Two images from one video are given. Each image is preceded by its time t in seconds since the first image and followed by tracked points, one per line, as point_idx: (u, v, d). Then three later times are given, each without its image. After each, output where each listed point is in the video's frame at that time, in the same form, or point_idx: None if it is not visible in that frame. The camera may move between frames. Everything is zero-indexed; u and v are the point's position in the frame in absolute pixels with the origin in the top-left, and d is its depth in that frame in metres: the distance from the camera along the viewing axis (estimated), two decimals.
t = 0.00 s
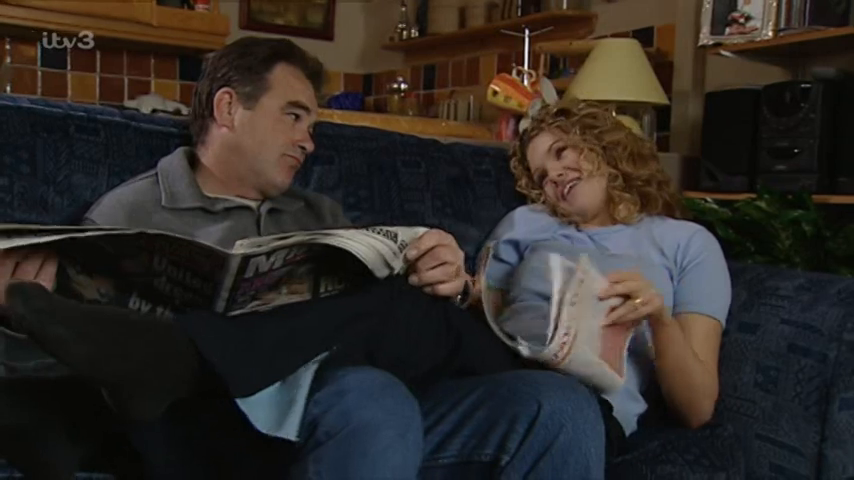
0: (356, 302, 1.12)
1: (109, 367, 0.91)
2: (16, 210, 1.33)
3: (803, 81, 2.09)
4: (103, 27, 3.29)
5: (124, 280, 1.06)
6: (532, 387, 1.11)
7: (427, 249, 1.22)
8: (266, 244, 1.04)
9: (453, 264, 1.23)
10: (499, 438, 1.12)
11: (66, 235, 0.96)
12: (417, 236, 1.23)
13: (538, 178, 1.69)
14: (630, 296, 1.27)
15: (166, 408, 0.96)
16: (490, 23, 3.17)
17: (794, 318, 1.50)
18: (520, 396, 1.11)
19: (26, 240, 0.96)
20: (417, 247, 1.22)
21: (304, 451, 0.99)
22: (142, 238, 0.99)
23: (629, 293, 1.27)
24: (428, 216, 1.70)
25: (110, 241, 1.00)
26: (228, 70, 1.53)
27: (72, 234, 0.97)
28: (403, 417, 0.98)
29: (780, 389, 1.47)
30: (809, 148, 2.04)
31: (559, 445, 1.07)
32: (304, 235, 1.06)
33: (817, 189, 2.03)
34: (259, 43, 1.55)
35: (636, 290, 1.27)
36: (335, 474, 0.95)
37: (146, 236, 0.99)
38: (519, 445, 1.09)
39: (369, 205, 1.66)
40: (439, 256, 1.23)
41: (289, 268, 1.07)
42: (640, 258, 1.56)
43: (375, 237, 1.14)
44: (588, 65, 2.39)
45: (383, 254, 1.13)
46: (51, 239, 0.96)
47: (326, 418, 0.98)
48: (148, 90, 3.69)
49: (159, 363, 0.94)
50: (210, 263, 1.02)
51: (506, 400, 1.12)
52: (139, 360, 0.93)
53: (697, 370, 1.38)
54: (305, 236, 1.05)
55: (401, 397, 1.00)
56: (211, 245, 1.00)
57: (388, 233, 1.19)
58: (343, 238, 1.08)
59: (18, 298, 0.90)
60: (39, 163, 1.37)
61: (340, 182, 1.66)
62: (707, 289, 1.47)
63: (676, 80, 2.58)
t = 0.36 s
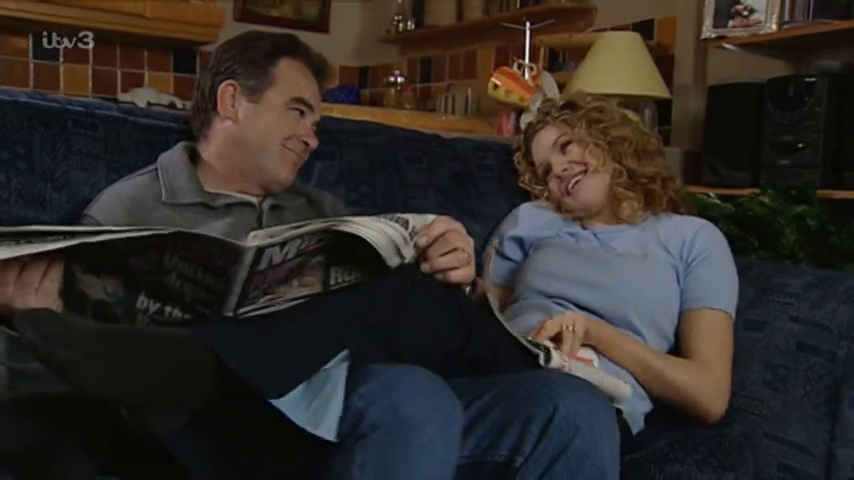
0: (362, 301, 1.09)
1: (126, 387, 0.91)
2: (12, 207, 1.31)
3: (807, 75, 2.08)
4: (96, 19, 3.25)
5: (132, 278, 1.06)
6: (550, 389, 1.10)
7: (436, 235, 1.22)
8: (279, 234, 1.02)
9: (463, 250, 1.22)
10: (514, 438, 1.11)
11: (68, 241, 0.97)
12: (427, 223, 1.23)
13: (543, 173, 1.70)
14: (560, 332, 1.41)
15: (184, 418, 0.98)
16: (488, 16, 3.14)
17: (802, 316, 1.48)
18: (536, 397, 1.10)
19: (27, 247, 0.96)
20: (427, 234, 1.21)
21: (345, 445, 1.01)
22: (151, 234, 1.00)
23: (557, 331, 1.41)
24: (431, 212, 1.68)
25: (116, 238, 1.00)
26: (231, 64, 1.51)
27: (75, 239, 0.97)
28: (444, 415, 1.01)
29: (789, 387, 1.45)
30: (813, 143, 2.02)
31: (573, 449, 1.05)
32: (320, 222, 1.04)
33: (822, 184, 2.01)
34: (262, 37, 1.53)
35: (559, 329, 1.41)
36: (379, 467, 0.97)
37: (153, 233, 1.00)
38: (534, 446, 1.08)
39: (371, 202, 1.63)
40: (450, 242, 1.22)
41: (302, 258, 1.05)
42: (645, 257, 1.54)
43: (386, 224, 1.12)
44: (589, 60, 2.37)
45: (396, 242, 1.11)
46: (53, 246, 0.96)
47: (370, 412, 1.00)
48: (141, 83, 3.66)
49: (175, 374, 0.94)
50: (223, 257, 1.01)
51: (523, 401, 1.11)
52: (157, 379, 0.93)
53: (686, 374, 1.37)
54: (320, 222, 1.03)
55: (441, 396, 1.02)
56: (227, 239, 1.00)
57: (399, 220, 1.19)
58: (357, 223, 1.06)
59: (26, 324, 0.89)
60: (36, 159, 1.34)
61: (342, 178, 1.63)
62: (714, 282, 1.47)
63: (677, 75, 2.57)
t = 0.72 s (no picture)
0: (370, 304, 1.07)
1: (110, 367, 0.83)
2: (10, 208, 1.28)
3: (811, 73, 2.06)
4: (89, 15, 3.21)
5: (119, 285, 1.02)
6: (541, 397, 1.07)
7: (434, 271, 1.17)
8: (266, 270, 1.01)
9: (458, 289, 1.17)
10: (503, 451, 1.09)
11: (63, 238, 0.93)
12: (427, 257, 1.18)
13: (552, 169, 1.69)
14: (575, 352, 1.35)
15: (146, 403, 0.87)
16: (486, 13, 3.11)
17: (811, 318, 1.46)
18: (527, 407, 1.07)
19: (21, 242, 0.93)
20: (426, 268, 1.17)
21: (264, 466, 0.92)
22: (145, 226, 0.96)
23: (573, 349, 1.35)
24: (435, 212, 1.66)
25: (109, 231, 0.95)
26: (229, 62, 1.48)
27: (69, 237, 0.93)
28: (368, 428, 0.90)
29: (799, 390, 1.42)
30: (817, 141, 2.00)
31: (566, 459, 1.02)
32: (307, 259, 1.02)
33: (826, 183, 2.00)
34: (261, 34, 1.49)
35: (574, 346, 1.36)
36: None
37: (149, 228, 0.96)
38: (525, 460, 1.06)
39: (374, 202, 1.61)
40: (447, 279, 1.17)
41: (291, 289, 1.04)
42: (655, 263, 1.55)
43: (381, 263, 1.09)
44: (590, 58, 2.35)
45: (386, 278, 1.07)
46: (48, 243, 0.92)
47: (283, 436, 0.90)
48: (135, 79, 3.62)
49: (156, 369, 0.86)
50: (210, 282, 0.99)
51: (513, 410, 1.08)
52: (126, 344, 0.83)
53: (700, 387, 1.38)
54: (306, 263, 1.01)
55: (361, 408, 0.91)
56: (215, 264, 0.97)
57: (396, 257, 1.15)
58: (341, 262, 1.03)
59: None
60: (35, 159, 1.32)
61: (344, 177, 1.61)
62: (727, 290, 1.48)
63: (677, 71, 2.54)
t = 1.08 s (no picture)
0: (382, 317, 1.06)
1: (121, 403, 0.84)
2: (11, 212, 1.26)
3: (817, 74, 2.05)
4: (84, 14, 3.18)
5: (144, 291, 0.98)
6: (592, 401, 1.11)
7: (461, 248, 1.20)
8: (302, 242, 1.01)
9: (488, 265, 1.21)
10: (551, 452, 1.12)
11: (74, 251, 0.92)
12: (455, 233, 1.21)
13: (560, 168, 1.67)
14: (588, 357, 1.34)
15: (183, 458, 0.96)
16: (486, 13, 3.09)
17: (824, 323, 1.45)
18: (578, 409, 1.11)
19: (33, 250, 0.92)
20: (452, 246, 1.20)
21: None
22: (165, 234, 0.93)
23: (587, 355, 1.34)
24: (440, 216, 1.64)
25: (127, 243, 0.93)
26: (233, 62, 1.46)
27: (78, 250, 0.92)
28: (456, 451, 1.00)
29: (812, 397, 1.40)
30: (824, 144, 1.98)
31: (614, 460, 1.06)
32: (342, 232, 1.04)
33: (834, 185, 1.98)
34: (265, 36, 1.47)
35: (588, 351, 1.33)
36: None
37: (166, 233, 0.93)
38: (574, 460, 1.09)
39: (378, 205, 1.59)
40: (475, 256, 1.21)
41: (323, 269, 1.04)
42: (665, 266, 1.53)
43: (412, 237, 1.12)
44: (593, 58, 2.33)
45: (419, 253, 1.10)
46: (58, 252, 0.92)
47: (381, 458, 1.00)
48: (130, 79, 3.58)
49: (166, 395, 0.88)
50: (242, 266, 0.98)
51: (562, 413, 1.12)
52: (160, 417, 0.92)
53: (712, 393, 1.37)
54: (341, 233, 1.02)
55: (450, 429, 1.02)
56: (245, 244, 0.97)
57: (427, 231, 1.17)
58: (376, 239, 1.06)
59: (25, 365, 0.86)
60: (36, 162, 1.29)
61: (348, 180, 1.58)
62: (738, 295, 1.47)
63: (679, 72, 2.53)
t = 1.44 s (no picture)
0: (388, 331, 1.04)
1: (138, 412, 0.82)
2: (12, 218, 1.24)
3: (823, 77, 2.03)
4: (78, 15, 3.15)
5: (139, 303, 0.96)
6: (589, 419, 1.07)
7: (467, 280, 1.16)
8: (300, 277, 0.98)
9: (491, 297, 1.16)
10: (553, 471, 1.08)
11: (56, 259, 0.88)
12: (460, 265, 1.17)
13: (567, 173, 1.64)
14: (601, 368, 1.34)
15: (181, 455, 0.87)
16: (485, 14, 3.07)
17: (836, 330, 1.42)
18: (577, 428, 1.06)
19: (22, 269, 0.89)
20: (458, 277, 1.16)
21: None
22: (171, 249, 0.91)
23: (598, 366, 1.34)
24: (446, 221, 1.62)
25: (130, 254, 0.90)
26: (215, 64, 1.42)
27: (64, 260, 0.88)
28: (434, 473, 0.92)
29: (824, 406, 1.36)
30: (830, 147, 1.97)
31: None
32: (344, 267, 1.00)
33: (840, 189, 1.96)
34: (243, 32, 1.42)
35: (600, 363, 1.34)
36: None
37: (171, 255, 0.91)
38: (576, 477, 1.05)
39: (383, 210, 1.57)
40: (480, 287, 1.16)
41: (322, 298, 1.01)
42: (674, 272, 1.51)
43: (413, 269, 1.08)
44: (594, 61, 2.31)
45: (420, 288, 1.07)
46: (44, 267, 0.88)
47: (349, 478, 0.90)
48: (125, 80, 3.55)
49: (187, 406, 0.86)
50: (240, 297, 0.95)
51: (560, 432, 1.08)
52: (163, 402, 0.84)
53: (723, 402, 1.35)
54: (341, 271, 0.98)
55: (428, 450, 0.92)
56: (243, 278, 0.94)
57: (431, 264, 1.13)
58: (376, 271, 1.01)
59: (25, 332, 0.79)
60: (37, 167, 1.27)
61: (353, 185, 1.56)
62: (748, 302, 1.45)
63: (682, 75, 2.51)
